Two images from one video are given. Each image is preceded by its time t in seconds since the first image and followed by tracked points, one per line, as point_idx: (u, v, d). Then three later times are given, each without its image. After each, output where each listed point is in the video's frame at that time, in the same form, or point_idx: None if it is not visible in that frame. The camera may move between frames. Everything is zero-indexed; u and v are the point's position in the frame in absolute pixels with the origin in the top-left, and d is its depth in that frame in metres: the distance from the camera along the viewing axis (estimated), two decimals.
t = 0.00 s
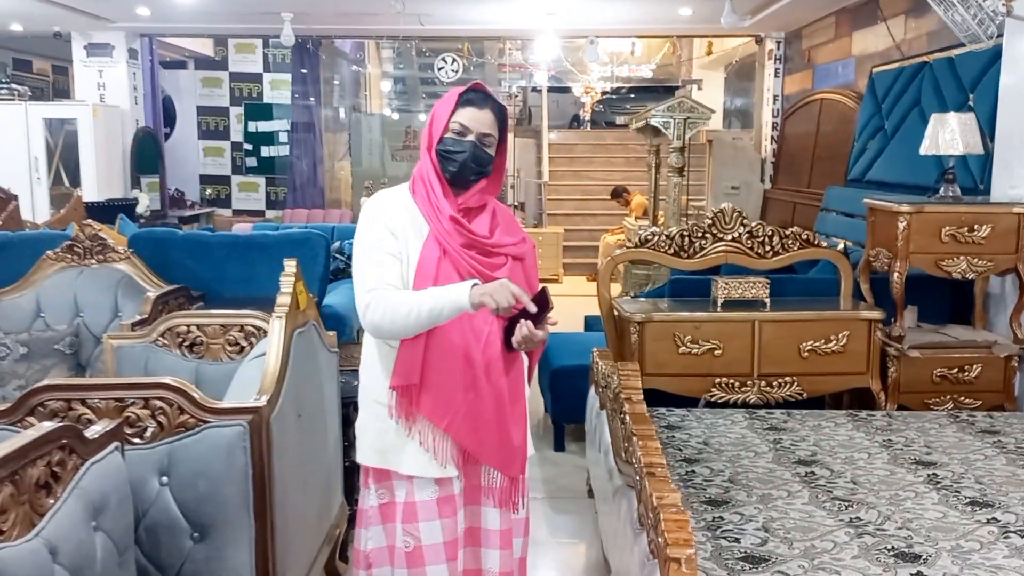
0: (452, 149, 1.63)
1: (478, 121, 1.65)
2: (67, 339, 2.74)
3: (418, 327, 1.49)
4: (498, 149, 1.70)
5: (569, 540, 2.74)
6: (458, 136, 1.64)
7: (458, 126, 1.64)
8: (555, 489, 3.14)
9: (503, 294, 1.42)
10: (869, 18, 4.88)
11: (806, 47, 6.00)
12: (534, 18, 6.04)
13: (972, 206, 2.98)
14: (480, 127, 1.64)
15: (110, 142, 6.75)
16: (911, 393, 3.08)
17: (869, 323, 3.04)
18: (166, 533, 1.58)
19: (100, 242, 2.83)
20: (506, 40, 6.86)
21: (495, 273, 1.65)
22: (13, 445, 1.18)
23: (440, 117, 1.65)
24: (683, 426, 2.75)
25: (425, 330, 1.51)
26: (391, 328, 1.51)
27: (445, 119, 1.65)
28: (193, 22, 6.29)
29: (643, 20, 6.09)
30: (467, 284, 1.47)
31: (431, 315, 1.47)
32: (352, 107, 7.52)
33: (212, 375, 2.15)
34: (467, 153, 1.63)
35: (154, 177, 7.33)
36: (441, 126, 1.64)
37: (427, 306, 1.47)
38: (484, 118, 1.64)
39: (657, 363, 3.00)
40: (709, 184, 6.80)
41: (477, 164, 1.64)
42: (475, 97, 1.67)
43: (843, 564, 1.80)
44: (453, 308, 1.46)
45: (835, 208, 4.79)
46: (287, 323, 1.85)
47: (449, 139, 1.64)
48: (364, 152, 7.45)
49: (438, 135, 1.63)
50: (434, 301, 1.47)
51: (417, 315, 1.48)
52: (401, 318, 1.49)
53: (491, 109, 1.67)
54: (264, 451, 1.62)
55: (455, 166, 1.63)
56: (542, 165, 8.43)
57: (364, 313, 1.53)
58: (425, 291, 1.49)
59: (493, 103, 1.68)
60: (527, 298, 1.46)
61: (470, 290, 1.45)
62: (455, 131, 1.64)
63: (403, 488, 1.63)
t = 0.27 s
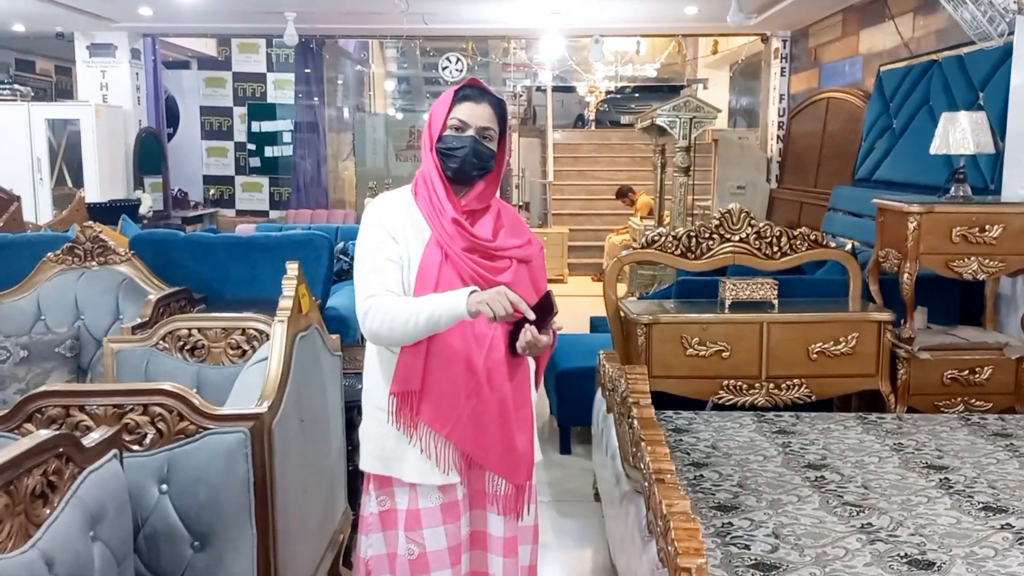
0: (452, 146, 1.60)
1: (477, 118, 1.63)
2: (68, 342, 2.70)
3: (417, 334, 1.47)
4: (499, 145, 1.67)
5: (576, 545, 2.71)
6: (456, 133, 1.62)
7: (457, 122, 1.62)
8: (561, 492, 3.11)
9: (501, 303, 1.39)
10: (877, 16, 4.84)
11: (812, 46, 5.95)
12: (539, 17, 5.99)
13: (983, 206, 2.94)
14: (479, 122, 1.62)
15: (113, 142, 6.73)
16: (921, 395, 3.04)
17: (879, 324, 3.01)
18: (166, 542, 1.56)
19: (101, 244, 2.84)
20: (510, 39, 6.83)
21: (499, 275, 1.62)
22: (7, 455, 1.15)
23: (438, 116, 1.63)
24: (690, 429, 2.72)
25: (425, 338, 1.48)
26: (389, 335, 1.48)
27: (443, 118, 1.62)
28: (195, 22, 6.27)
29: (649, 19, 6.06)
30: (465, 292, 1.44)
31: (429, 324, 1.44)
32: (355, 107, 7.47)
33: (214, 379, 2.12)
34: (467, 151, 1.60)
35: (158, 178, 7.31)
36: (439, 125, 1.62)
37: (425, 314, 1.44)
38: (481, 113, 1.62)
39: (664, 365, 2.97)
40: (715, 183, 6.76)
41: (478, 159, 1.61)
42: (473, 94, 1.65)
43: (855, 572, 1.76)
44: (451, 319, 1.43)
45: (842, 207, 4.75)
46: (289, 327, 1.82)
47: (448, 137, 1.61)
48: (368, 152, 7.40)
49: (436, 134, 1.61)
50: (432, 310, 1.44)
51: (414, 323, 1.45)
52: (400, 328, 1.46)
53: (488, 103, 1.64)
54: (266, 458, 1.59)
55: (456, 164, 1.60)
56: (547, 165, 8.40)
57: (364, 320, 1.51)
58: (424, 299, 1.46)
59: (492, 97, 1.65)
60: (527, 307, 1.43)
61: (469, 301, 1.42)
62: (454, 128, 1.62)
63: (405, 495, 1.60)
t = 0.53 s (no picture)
0: (456, 144, 1.59)
1: (478, 116, 1.62)
2: (72, 345, 2.71)
3: (418, 342, 1.45)
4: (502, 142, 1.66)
5: (581, 548, 2.69)
6: (459, 131, 1.62)
7: (459, 119, 1.62)
8: (566, 495, 3.09)
9: (502, 311, 1.37)
10: (882, 16, 4.81)
11: (817, 46, 5.93)
12: (543, 17, 5.98)
13: (990, 207, 2.92)
14: (481, 118, 1.62)
15: (117, 143, 6.73)
16: (929, 398, 3.00)
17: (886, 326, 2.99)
18: (169, 547, 1.55)
19: (104, 246, 2.83)
20: (514, 39, 6.82)
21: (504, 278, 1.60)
22: (10, 460, 1.14)
23: (440, 116, 1.63)
24: (697, 431, 2.70)
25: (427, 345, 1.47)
26: (392, 342, 1.47)
27: (444, 119, 1.63)
28: (198, 22, 6.27)
29: (653, 19, 6.04)
30: (465, 298, 1.42)
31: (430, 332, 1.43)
32: (360, 108, 7.45)
33: (218, 381, 2.11)
34: (469, 150, 1.59)
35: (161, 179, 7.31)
36: (442, 124, 1.62)
37: (426, 322, 1.43)
38: (482, 109, 1.62)
39: (669, 367, 2.95)
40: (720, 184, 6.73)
41: (482, 155, 1.59)
42: (475, 93, 1.64)
43: None
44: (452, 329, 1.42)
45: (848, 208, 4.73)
46: (293, 331, 1.82)
47: (451, 135, 1.61)
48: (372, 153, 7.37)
49: (439, 134, 1.61)
50: (433, 319, 1.43)
51: (416, 331, 1.44)
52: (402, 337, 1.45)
53: (489, 99, 1.64)
54: (269, 462, 1.58)
55: (461, 161, 1.59)
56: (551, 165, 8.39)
57: (366, 326, 1.50)
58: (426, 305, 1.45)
59: (492, 94, 1.65)
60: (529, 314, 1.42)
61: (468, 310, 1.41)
62: (456, 125, 1.62)
63: (408, 499, 1.59)
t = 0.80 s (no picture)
0: (452, 142, 1.59)
1: (473, 114, 1.62)
2: (72, 347, 2.75)
3: (417, 333, 1.46)
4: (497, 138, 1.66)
5: (582, 550, 2.70)
6: (453, 130, 1.62)
7: (453, 119, 1.62)
8: (567, 497, 3.09)
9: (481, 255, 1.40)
10: (883, 17, 4.81)
11: (818, 47, 5.93)
12: (543, 19, 5.98)
13: (992, 208, 2.92)
14: (475, 115, 1.62)
15: (119, 145, 6.75)
16: (931, 399, 3.00)
17: (887, 327, 2.99)
18: (169, 551, 1.54)
19: (105, 249, 2.83)
20: (515, 41, 6.82)
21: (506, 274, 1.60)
22: (11, 463, 1.14)
23: (433, 115, 1.63)
24: (698, 433, 2.70)
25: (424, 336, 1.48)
26: (394, 340, 1.49)
27: (438, 118, 1.62)
28: (200, 25, 6.28)
29: (654, 21, 6.04)
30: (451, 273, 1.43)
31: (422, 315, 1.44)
32: (360, 109, 7.45)
33: (219, 384, 2.11)
34: (465, 148, 1.58)
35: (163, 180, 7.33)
36: (435, 124, 1.61)
37: (416, 307, 1.44)
38: (475, 106, 1.62)
39: (671, 368, 2.95)
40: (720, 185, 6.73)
41: (479, 151, 1.59)
42: (468, 90, 1.64)
43: None
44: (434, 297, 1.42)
45: (849, 209, 4.73)
46: (294, 333, 1.82)
47: (447, 134, 1.60)
48: (372, 154, 7.38)
49: (433, 134, 1.60)
50: (420, 298, 1.44)
51: (411, 319, 1.45)
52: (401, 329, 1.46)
53: (481, 97, 1.64)
54: (271, 465, 1.58)
55: (459, 159, 1.59)
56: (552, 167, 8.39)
57: (369, 326, 1.51)
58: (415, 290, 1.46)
59: (484, 92, 1.65)
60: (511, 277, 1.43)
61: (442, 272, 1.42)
62: (451, 124, 1.62)
63: (416, 501, 1.59)
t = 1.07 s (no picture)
0: (445, 144, 1.60)
1: (466, 116, 1.63)
2: (74, 348, 2.77)
3: (405, 322, 1.48)
4: (492, 140, 1.67)
5: (582, 550, 2.70)
6: (447, 132, 1.63)
7: (447, 121, 1.63)
8: (568, 497, 3.10)
9: (462, 229, 1.42)
10: (883, 18, 4.82)
11: (819, 48, 5.94)
12: (544, 20, 5.99)
13: (991, 208, 2.92)
14: (469, 117, 1.63)
15: (121, 147, 6.77)
16: (931, 399, 3.01)
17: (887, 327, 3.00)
18: (171, 549, 1.56)
19: (107, 251, 2.84)
20: (516, 43, 6.84)
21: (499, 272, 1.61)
22: (14, 463, 1.15)
23: (428, 116, 1.64)
24: (697, 433, 2.71)
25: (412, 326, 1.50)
26: (383, 332, 1.50)
27: (433, 119, 1.63)
28: (201, 27, 6.29)
29: (654, 22, 6.05)
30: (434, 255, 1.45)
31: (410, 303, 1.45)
32: (361, 110, 7.47)
33: (220, 385, 2.13)
34: (458, 150, 1.60)
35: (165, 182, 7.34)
36: (429, 125, 1.63)
37: (403, 295, 1.46)
38: (469, 109, 1.63)
39: (670, 368, 2.96)
40: (721, 186, 6.74)
41: (472, 153, 1.60)
42: (462, 92, 1.65)
43: None
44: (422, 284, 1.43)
45: (849, 209, 4.73)
46: (294, 334, 1.83)
47: (440, 136, 1.62)
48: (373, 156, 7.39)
49: (427, 136, 1.62)
50: (409, 286, 1.45)
51: (397, 308, 1.46)
52: (389, 318, 1.47)
53: (476, 99, 1.65)
54: (271, 465, 1.59)
55: (451, 161, 1.61)
56: (553, 168, 8.40)
57: (360, 322, 1.53)
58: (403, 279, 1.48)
59: (479, 94, 1.66)
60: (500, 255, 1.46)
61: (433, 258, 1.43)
62: (445, 126, 1.63)
63: (416, 499, 1.60)
